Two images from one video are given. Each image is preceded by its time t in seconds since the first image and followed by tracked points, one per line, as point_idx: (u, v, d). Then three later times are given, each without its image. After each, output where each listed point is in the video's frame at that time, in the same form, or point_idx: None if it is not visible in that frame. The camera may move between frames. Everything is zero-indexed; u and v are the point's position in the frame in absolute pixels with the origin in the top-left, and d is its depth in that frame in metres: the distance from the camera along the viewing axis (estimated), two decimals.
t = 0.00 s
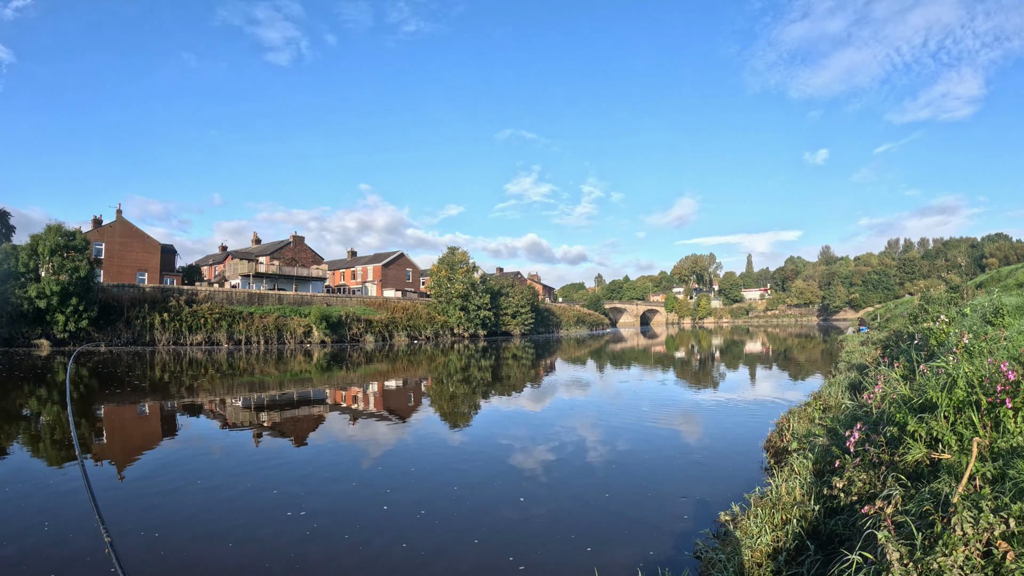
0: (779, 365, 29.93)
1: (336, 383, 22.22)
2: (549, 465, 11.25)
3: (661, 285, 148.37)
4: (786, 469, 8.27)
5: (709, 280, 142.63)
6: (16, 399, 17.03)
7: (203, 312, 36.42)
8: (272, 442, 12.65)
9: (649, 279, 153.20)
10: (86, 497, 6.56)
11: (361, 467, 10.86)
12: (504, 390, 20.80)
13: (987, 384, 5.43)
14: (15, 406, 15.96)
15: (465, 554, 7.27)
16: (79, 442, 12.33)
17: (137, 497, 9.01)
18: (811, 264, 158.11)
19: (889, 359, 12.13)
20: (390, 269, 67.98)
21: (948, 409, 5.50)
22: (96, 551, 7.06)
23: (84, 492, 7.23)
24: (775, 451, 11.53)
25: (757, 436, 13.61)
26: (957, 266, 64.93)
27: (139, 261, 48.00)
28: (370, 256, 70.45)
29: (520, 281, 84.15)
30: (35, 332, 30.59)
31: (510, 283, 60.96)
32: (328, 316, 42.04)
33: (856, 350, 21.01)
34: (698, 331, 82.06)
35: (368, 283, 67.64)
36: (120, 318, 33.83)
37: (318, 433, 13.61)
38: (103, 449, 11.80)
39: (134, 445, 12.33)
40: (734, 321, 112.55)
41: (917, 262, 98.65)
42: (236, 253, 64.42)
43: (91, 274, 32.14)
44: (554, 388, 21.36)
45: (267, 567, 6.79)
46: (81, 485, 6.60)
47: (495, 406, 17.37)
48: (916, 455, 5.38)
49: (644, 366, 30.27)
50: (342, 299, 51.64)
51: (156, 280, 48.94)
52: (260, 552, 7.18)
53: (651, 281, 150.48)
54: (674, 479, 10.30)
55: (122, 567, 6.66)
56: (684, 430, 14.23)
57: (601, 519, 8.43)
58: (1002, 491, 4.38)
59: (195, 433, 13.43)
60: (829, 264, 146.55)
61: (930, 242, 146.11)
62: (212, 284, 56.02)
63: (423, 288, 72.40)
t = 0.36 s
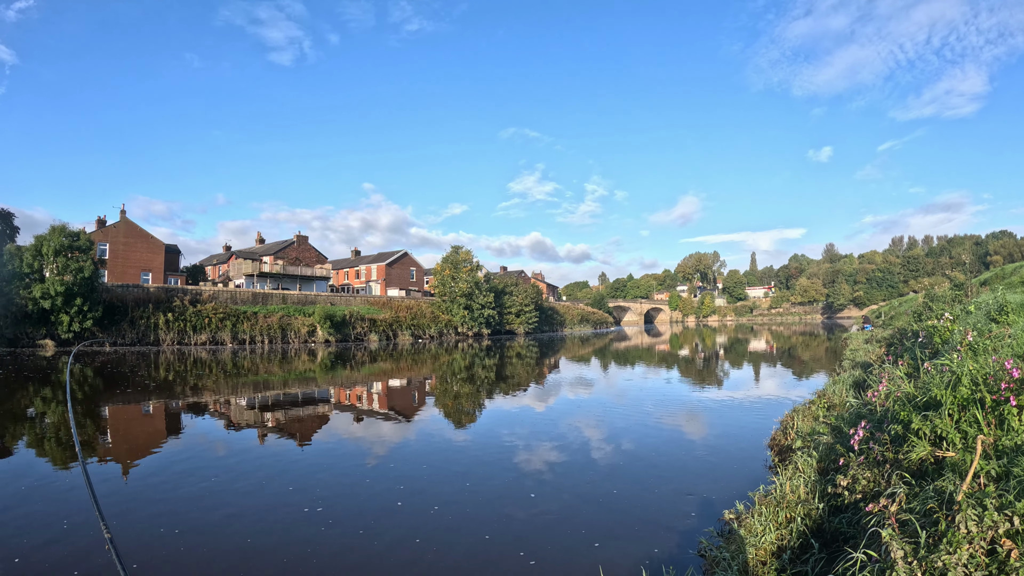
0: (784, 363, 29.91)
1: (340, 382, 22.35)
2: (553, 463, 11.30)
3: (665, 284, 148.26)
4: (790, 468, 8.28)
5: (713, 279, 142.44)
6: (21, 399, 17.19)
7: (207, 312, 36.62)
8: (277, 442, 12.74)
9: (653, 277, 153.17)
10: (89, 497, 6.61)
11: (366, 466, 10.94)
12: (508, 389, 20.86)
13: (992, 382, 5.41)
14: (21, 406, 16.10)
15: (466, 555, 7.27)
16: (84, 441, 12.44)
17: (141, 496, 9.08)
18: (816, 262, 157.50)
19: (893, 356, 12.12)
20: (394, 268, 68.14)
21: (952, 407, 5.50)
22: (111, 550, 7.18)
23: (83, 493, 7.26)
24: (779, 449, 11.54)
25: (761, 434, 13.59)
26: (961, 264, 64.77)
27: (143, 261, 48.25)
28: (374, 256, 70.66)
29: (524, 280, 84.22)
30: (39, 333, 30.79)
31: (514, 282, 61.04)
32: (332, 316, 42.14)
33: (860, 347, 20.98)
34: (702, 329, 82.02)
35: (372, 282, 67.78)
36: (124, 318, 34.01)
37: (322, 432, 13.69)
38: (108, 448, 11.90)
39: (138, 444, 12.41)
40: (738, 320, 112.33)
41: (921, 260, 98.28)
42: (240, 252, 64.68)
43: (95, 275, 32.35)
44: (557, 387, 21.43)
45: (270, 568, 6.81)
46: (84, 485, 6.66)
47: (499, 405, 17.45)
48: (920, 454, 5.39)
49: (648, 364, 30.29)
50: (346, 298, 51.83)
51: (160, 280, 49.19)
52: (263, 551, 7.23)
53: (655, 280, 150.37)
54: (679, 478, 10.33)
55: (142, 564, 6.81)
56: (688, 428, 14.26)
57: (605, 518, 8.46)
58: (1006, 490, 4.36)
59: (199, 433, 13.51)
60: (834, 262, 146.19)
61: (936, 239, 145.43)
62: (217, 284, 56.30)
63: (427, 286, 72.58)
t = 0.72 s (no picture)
0: (787, 362, 29.87)
1: (343, 381, 22.40)
2: (556, 462, 11.34)
3: (668, 283, 148.24)
4: (794, 466, 8.28)
5: (716, 277, 142.23)
6: (25, 399, 17.28)
7: (210, 312, 36.74)
8: (280, 441, 12.79)
9: (656, 276, 153.10)
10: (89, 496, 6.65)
11: (370, 465, 11.01)
12: (511, 388, 20.89)
13: (995, 379, 5.38)
14: (24, 406, 16.17)
15: (469, 554, 7.27)
16: (87, 441, 12.48)
17: (146, 496, 9.13)
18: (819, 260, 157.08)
19: (896, 355, 12.11)
20: (397, 267, 68.21)
21: (955, 405, 5.48)
22: (128, 547, 7.28)
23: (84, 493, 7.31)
24: (782, 447, 11.55)
25: (764, 433, 13.59)
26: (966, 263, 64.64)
27: (146, 261, 48.41)
28: (376, 255, 70.76)
29: (527, 279, 84.35)
30: (43, 333, 30.90)
31: (517, 281, 61.05)
32: (335, 315, 42.19)
33: (863, 346, 20.96)
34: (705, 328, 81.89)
35: (374, 282, 67.85)
36: (127, 318, 34.12)
37: (325, 432, 13.73)
38: (112, 448, 11.94)
39: (142, 444, 12.47)
40: (741, 318, 112.14)
41: (924, 258, 97.98)
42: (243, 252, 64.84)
43: (98, 275, 32.50)
44: (561, 386, 21.45)
45: (277, 568, 6.84)
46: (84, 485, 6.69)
47: (502, 404, 17.49)
48: (923, 452, 5.38)
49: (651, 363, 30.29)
50: (348, 297, 51.94)
51: (163, 280, 49.32)
52: (269, 551, 7.26)
53: (658, 278, 150.26)
54: (682, 476, 10.35)
55: (161, 561, 6.93)
56: (691, 427, 14.26)
57: (607, 517, 8.49)
58: (1009, 488, 4.34)
59: (202, 432, 13.56)
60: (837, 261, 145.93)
61: (940, 236, 144.87)
62: (220, 284, 56.47)
63: (429, 285, 72.66)
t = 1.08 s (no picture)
0: (788, 361, 29.92)
1: (344, 381, 22.42)
2: (557, 461, 11.35)
3: (669, 282, 148.18)
4: (795, 466, 8.27)
5: (717, 277, 142.13)
6: (26, 399, 17.30)
7: (211, 312, 36.78)
8: (282, 441, 12.81)
9: (656, 276, 153.02)
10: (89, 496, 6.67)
11: (373, 464, 11.05)
12: (512, 387, 20.91)
13: (996, 379, 5.35)
14: (25, 407, 16.18)
15: (470, 555, 7.27)
16: (88, 441, 12.51)
17: (150, 495, 9.17)
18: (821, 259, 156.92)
19: (898, 354, 12.09)
20: (398, 267, 68.23)
21: (957, 405, 5.46)
22: (144, 544, 7.38)
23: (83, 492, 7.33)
24: (783, 447, 11.55)
25: (766, 432, 13.59)
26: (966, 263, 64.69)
27: (147, 261, 48.44)
28: (377, 255, 70.77)
29: (528, 279, 84.37)
30: (44, 332, 30.93)
31: (518, 280, 61.08)
32: (336, 314, 42.21)
33: (864, 345, 20.98)
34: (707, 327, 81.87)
35: (375, 281, 67.86)
36: (129, 318, 34.15)
37: (326, 432, 13.74)
38: (113, 449, 11.96)
39: (143, 444, 12.48)
40: (743, 318, 112.02)
41: (926, 257, 97.80)
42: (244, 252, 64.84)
43: (99, 275, 32.55)
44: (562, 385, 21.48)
45: (285, 567, 6.86)
46: (85, 485, 6.71)
47: (503, 403, 17.51)
48: (925, 452, 5.36)
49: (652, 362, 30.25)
50: (349, 297, 51.97)
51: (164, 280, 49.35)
52: (275, 550, 7.31)
53: (659, 278, 150.23)
54: (683, 476, 10.36)
55: (180, 557, 7.05)
56: (692, 426, 14.26)
57: (607, 517, 8.47)
58: (1011, 487, 4.32)
59: (204, 432, 13.57)
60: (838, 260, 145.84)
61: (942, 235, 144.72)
62: (221, 284, 56.51)
63: (431, 285, 72.69)
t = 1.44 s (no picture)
0: (789, 360, 29.89)
1: (346, 381, 22.45)
2: (559, 461, 11.35)
3: (670, 282, 148.06)
4: (797, 466, 8.26)
5: (719, 277, 142.02)
6: (28, 399, 17.34)
7: (213, 312, 36.83)
8: (283, 441, 12.83)
9: (658, 275, 152.98)
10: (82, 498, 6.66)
11: (376, 463, 11.08)
12: (514, 387, 20.92)
13: (998, 378, 5.32)
14: (27, 407, 16.21)
15: (471, 555, 7.27)
16: (90, 441, 12.54)
17: (151, 495, 9.19)
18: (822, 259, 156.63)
19: (900, 354, 12.05)
20: (399, 266, 68.26)
21: (959, 404, 5.43)
22: (157, 542, 7.46)
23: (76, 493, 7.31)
24: (785, 446, 11.54)
25: (768, 432, 13.57)
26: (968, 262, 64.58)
27: (149, 261, 48.53)
28: (379, 255, 70.82)
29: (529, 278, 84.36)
30: (46, 332, 30.99)
31: (520, 280, 61.07)
32: (338, 314, 42.25)
33: (865, 345, 20.97)
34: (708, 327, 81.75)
35: (377, 281, 67.92)
36: (130, 318, 34.19)
37: (327, 432, 13.75)
38: (114, 448, 12.00)
39: (145, 444, 12.50)
40: (744, 317, 111.89)
41: (928, 257, 97.53)
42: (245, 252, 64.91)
43: (101, 275, 32.62)
44: (563, 385, 21.48)
45: (291, 566, 6.90)
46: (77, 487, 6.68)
47: (505, 403, 17.52)
48: (927, 451, 5.35)
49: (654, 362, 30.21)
50: (351, 297, 51.99)
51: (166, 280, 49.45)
52: (281, 549, 7.35)
53: (660, 278, 150.16)
54: (685, 476, 10.36)
55: (198, 553, 7.18)
56: (694, 426, 14.25)
57: (608, 517, 8.46)
58: (1013, 487, 4.30)
59: (205, 432, 13.59)
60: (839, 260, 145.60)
61: (944, 234, 144.23)
62: (223, 284, 56.59)
63: (432, 285, 72.72)
